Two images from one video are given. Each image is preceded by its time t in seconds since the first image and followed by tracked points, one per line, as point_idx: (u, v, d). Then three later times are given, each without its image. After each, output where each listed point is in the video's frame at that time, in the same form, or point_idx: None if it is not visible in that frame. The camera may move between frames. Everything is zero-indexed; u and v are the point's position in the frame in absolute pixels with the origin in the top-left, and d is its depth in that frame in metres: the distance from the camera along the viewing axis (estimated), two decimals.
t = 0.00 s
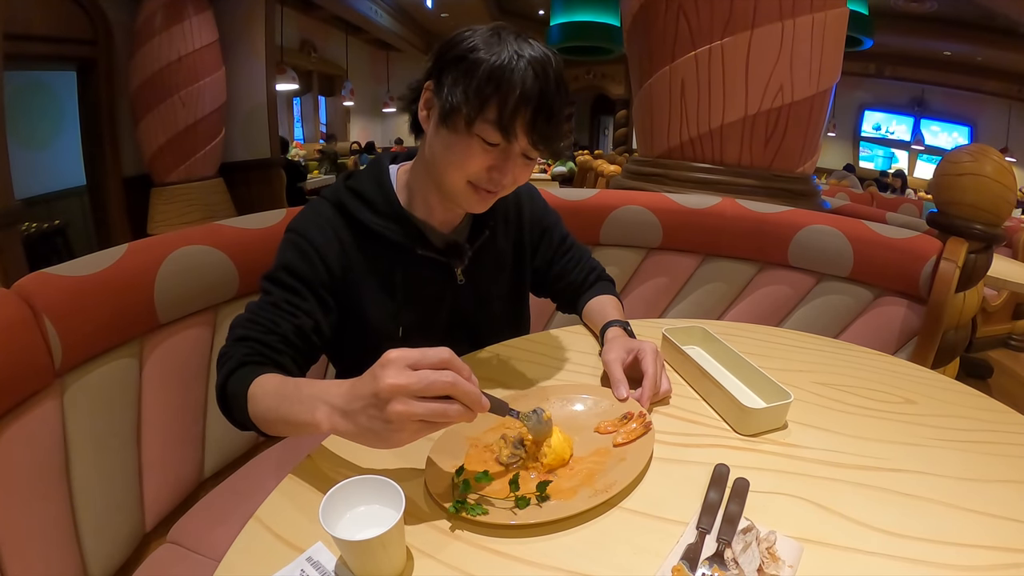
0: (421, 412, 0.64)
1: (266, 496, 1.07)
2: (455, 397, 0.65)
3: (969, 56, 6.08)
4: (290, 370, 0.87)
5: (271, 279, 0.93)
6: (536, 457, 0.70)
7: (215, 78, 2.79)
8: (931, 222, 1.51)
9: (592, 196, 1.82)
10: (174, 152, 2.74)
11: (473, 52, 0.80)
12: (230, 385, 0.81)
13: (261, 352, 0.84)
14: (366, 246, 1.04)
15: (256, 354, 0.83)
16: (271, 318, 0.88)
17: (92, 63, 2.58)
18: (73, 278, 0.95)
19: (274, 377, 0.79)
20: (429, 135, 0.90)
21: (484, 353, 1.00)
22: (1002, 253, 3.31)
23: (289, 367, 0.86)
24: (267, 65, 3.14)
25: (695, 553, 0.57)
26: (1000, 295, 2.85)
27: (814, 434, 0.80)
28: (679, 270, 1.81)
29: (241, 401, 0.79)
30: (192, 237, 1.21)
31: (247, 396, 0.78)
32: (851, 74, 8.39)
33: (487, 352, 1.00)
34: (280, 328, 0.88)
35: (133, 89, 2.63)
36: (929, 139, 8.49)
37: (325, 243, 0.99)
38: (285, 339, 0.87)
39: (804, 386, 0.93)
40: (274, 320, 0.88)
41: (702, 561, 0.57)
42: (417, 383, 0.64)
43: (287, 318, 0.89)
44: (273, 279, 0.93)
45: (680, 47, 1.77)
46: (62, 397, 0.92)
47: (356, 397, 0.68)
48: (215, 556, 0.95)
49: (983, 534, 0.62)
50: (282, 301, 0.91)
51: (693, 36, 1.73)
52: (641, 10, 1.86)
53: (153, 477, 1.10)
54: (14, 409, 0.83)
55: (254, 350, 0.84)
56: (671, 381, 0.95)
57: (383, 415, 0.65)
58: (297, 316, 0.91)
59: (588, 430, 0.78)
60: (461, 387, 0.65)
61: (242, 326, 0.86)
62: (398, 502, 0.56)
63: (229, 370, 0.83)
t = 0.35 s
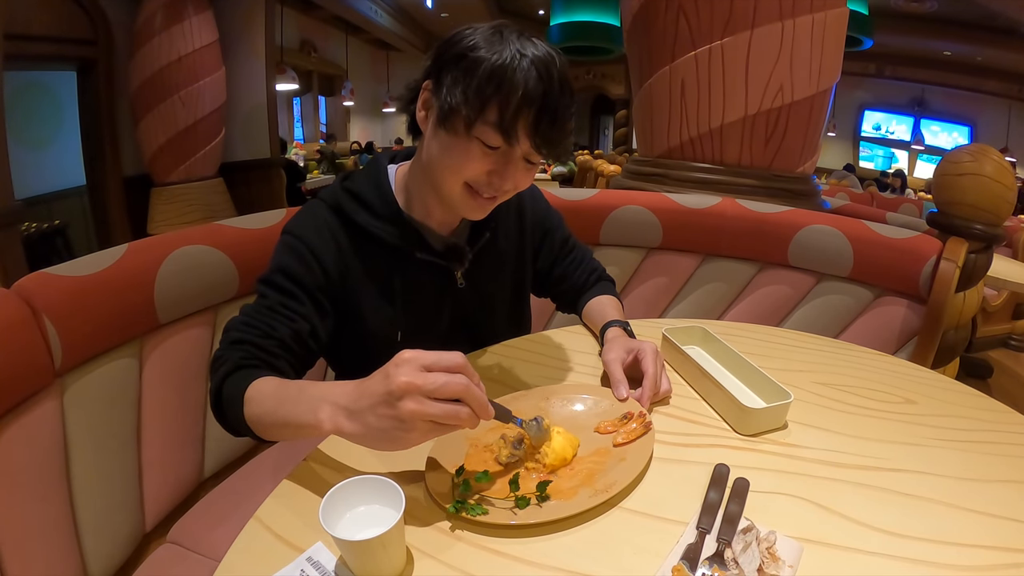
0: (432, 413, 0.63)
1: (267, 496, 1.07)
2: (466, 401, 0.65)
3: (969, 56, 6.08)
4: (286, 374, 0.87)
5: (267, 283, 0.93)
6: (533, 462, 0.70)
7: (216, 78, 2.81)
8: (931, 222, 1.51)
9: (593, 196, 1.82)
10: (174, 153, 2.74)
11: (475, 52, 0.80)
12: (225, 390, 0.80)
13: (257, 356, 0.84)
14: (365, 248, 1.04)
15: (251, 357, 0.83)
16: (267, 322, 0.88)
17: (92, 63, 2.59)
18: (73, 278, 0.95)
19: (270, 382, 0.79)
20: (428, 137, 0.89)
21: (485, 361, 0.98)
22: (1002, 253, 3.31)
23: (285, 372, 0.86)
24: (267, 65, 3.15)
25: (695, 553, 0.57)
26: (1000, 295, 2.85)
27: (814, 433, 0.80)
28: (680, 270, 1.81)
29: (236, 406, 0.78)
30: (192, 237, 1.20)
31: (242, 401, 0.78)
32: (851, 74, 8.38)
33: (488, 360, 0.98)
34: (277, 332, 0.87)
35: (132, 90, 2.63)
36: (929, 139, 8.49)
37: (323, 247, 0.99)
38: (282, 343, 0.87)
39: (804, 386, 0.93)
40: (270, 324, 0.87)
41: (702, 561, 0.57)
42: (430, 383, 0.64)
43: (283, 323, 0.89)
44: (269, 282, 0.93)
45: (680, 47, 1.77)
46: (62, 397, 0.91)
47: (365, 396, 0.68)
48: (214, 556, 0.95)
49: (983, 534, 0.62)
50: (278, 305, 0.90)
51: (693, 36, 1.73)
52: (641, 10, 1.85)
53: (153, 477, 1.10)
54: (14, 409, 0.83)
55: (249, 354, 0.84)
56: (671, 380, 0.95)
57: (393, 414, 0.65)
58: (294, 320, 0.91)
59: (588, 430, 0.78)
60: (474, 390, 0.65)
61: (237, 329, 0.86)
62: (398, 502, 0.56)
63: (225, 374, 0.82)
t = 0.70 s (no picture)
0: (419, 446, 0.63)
1: (266, 496, 1.07)
2: (452, 430, 0.65)
3: (969, 56, 6.09)
4: (292, 376, 0.87)
5: (271, 284, 0.93)
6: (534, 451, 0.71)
7: (216, 78, 2.80)
8: (931, 222, 1.51)
9: (593, 196, 1.82)
10: (174, 153, 2.75)
11: (479, 53, 0.79)
12: (234, 393, 0.81)
13: (262, 362, 0.84)
14: (368, 248, 1.04)
15: (256, 360, 0.84)
16: (271, 325, 0.88)
17: (92, 63, 2.60)
18: (73, 278, 0.95)
19: (279, 389, 0.79)
20: (431, 136, 0.90)
21: (490, 361, 0.98)
22: (1002, 253, 3.31)
23: (291, 375, 0.86)
24: (267, 64, 3.15)
25: (695, 553, 0.57)
26: (1000, 295, 2.85)
27: (814, 434, 0.80)
28: (680, 271, 1.81)
29: (245, 412, 0.79)
30: (192, 237, 1.20)
31: (251, 406, 0.79)
32: (851, 74, 8.38)
33: (492, 360, 0.98)
34: (281, 335, 0.87)
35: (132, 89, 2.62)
36: (929, 139, 8.49)
37: (326, 247, 0.99)
38: (286, 346, 0.87)
39: (804, 386, 0.93)
40: (275, 328, 0.87)
41: (702, 561, 0.57)
42: (416, 415, 0.64)
43: (288, 325, 0.89)
44: (273, 284, 0.93)
45: (680, 47, 1.77)
46: (62, 397, 0.91)
47: (355, 422, 0.68)
48: (215, 556, 0.95)
49: (983, 533, 0.62)
50: (283, 307, 0.90)
51: (693, 36, 1.73)
52: (641, 10, 1.85)
53: (153, 477, 1.10)
54: (15, 409, 0.83)
55: (255, 357, 0.84)
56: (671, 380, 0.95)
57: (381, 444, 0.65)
58: (298, 321, 0.91)
59: (588, 430, 0.78)
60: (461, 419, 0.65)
61: (242, 331, 0.86)
62: (398, 502, 0.56)
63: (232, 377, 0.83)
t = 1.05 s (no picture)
0: (416, 412, 0.64)
1: (266, 496, 1.06)
2: (449, 400, 0.65)
3: (969, 56, 6.09)
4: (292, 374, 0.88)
5: (271, 284, 0.93)
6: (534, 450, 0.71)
7: (216, 77, 2.80)
8: (931, 222, 1.51)
9: (593, 196, 1.82)
10: (174, 153, 2.75)
11: (479, 53, 0.79)
12: (236, 391, 0.82)
13: (262, 356, 0.85)
14: (367, 247, 1.04)
15: (256, 359, 0.85)
16: (270, 324, 0.88)
17: (92, 63, 2.60)
18: (73, 278, 0.95)
19: (278, 380, 0.80)
20: (432, 136, 0.90)
21: (491, 361, 0.98)
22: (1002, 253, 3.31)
23: (290, 372, 0.88)
24: (267, 64, 3.15)
25: (695, 553, 0.57)
26: (1000, 295, 2.86)
27: (814, 433, 0.80)
28: (679, 270, 1.81)
29: (247, 407, 0.80)
30: (192, 237, 1.20)
31: (253, 401, 0.80)
32: (852, 74, 8.38)
33: (494, 360, 0.98)
34: (280, 333, 0.88)
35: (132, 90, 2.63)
36: (929, 139, 8.50)
37: (325, 247, 0.99)
38: (285, 344, 0.88)
39: (804, 386, 0.93)
40: (273, 326, 0.88)
41: (702, 562, 0.57)
42: (416, 384, 0.65)
43: (287, 324, 0.89)
44: (272, 284, 0.93)
45: (680, 47, 1.77)
46: (61, 397, 0.91)
47: (358, 395, 0.69)
48: (215, 556, 0.95)
49: (983, 534, 0.62)
50: (283, 306, 0.91)
51: (693, 36, 1.73)
52: (641, 9, 1.85)
53: (153, 477, 1.10)
54: (15, 409, 0.83)
55: (255, 356, 0.85)
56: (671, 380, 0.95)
57: (381, 412, 0.66)
58: (297, 320, 0.91)
59: (588, 430, 0.78)
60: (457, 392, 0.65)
61: (242, 330, 0.87)
62: (398, 502, 0.56)
63: (232, 375, 0.84)
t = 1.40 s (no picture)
0: (331, 382, 0.69)
1: (266, 497, 1.06)
2: (355, 380, 0.67)
3: (969, 56, 6.10)
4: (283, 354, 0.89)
5: (270, 269, 0.94)
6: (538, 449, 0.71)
7: (215, 79, 2.76)
8: (931, 222, 1.51)
9: (593, 196, 1.82)
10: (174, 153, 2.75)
11: (482, 54, 0.79)
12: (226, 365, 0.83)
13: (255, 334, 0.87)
14: (367, 240, 1.05)
15: (248, 337, 0.86)
16: (265, 306, 0.89)
17: (92, 63, 2.62)
18: (73, 278, 0.95)
19: (261, 350, 0.82)
20: (435, 135, 0.90)
21: (496, 360, 0.98)
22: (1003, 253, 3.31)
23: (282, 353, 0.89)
24: (267, 64, 3.15)
25: (695, 553, 0.57)
26: (1000, 295, 2.86)
27: (814, 433, 0.80)
28: (680, 270, 1.81)
29: (239, 381, 0.82)
30: (192, 237, 1.20)
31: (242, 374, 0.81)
32: (851, 74, 8.38)
33: (499, 359, 0.98)
34: (273, 315, 0.89)
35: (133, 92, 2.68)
36: (929, 139, 8.50)
37: (325, 236, 0.99)
38: (278, 326, 0.89)
39: (804, 386, 0.93)
40: (267, 306, 0.89)
41: (702, 561, 0.57)
42: (331, 354, 0.69)
43: (281, 307, 0.91)
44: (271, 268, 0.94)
45: (680, 47, 1.77)
46: (62, 397, 0.91)
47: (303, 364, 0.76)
48: (214, 556, 0.95)
49: (983, 534, 0.62)
50: (279, 290, 0.92)
51: (693, 36, 1.73)
52: (641, 9, 1.85)
53: (153, 477, 1.10)
54: (15, 409, 0.83)
55: (245, 333, 0.86)
56: (671, 380, 0.95)
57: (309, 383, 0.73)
58: (293, 303, 0.92)
59: (587, 430, 0.78)
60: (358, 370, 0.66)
61: (237, 309, 0.89)
62: (398, 502, 0.56)
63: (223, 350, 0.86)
